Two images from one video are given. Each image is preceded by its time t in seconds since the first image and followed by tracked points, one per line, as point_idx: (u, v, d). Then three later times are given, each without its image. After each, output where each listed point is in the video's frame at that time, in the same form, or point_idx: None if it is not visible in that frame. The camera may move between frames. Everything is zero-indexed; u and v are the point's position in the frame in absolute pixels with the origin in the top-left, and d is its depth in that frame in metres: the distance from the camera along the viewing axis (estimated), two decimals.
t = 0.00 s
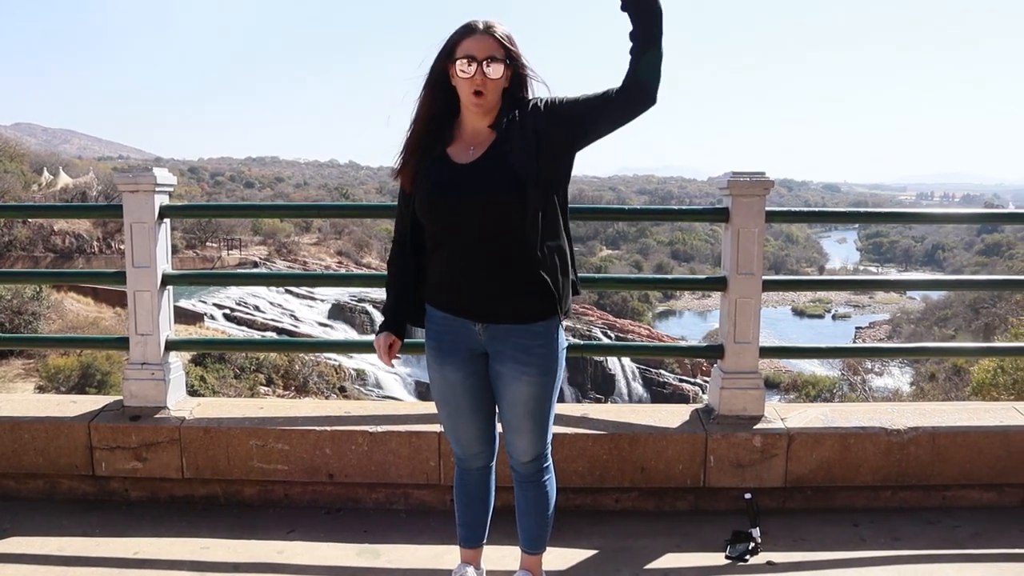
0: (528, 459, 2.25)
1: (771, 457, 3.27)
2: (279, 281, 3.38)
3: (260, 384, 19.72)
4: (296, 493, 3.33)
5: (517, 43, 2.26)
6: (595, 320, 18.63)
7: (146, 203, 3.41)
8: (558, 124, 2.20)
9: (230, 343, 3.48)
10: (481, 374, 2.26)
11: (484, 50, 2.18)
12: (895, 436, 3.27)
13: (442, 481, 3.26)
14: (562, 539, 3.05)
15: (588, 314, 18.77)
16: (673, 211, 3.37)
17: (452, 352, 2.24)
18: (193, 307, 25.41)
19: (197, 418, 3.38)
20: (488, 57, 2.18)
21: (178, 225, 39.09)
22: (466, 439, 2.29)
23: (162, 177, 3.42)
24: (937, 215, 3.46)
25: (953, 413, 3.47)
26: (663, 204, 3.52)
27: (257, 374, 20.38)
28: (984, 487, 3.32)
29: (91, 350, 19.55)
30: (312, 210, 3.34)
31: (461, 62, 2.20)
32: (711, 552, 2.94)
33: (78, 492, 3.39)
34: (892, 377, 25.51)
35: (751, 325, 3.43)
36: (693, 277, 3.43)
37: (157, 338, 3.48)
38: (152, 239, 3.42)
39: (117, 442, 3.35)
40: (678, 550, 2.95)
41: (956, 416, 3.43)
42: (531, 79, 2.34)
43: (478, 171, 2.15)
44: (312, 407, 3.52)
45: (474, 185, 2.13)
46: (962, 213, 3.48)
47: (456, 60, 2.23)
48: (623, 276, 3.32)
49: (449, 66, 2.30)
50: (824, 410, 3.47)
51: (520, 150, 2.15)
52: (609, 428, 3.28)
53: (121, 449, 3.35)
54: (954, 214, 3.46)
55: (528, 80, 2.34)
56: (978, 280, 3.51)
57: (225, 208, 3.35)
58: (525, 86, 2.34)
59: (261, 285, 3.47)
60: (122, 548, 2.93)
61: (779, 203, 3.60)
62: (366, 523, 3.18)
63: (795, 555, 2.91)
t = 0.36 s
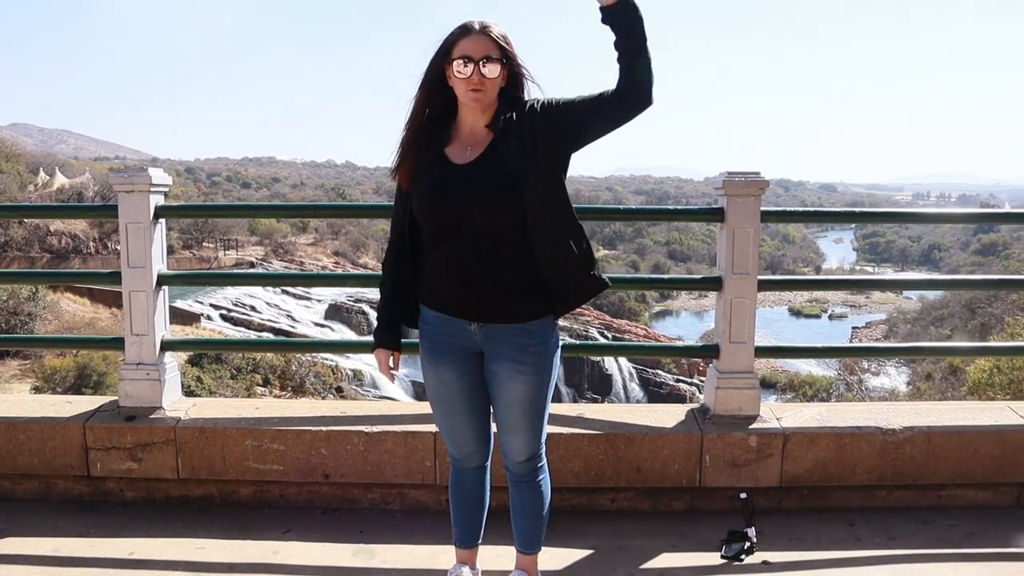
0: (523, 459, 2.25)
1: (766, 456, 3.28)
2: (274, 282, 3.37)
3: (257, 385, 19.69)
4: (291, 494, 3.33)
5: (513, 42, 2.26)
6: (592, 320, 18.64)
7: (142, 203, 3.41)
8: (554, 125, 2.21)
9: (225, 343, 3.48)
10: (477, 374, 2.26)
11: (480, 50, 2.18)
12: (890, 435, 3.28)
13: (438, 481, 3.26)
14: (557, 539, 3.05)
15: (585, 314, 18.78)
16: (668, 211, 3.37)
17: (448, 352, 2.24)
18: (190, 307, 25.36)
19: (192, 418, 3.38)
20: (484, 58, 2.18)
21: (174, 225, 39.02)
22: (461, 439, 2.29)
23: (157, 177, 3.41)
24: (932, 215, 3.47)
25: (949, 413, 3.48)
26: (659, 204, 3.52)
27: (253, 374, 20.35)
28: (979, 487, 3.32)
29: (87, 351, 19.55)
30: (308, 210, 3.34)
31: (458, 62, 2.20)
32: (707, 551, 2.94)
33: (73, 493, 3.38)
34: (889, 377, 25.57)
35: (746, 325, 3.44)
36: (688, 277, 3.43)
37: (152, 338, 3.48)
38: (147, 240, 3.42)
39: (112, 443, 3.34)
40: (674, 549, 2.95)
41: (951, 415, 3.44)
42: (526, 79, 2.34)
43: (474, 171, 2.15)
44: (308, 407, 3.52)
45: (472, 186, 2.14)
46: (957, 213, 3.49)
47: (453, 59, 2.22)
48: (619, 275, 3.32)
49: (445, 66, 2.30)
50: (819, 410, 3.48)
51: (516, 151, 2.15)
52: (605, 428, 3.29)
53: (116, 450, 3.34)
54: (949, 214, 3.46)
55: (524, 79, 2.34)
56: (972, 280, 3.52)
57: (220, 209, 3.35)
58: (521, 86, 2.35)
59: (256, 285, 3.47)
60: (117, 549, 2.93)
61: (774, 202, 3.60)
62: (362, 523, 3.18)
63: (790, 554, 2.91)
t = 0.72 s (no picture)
0: (517, 459, 2.25)
1: (762, 456, 3.28)
2: (271, 282, 3.37)
3: (253, 385, 19.67)
4: (288, 494, 3.33)
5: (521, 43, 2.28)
6: (589, 320, 18.64)
7: (137, 203, 3.40)
8: (554, 130, 2.23)
9: (221, 343, 3.48)
10: (470, 374, 2.27)
11: (486, 49, 2.19)
12: (886, 434, 3.28)
13: (434, 481, 3.26)
14: (554, 539, 3.05)
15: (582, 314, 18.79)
16: (665, 211, 3.37)
17: (441, 353, 2.24)
18: (186, 307, 25.30)
19: (188, 418, 3.38)
20: (489, 56, 2.19)
21: (170, 225, 38.92)
22: (455, 439, 2.29)
23: (153, 177, 3.41)
24: (928, 215, 3.47)
25: (944, 412, 3.48)
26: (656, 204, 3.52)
27: (250, 375, 20.32)
28: (974, 486, 3.33)
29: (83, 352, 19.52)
30: (304, 210, 3.33)
31: (464, 59, 2.20)
32: (703, 551, 2.95)
33: (69, 493, 3.38)
34: (886, 377, 25.58)
35: (742, 325, 3.44)
36: (684, 277, 3.43)
37: (148, 338, 3.47)
38: (143, 240, 3.41)
39: (108, 443, 3.34)
40: (670, 549, 2.96)
41: (946, 414, 3.44)
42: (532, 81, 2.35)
43: (474, 170, 2.15)
44: (304, 407, 3.52)
45: (473, 186, 2.14)
46: (953, 213, 3.49)
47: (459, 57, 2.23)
48: (617, 276, 3.31)
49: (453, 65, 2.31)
50: (815, 409, 3.48)
51: (517, 153, 2.16)
52: (601, 428, 3.29)
53: (112, 450, 3.34)
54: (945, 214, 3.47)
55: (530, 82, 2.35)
56: (969, 279, 3.52)
57: (216, 209, 3.34)
58: (528, 87, 2.36)
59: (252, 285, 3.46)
60: (113, 549, 2.93)
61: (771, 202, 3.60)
62: (358, 523, 3.18)
63: (786, 553, 2.92)
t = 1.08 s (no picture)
0: (515, 459, 2.26)
1: (759, 455, 3.29)
2: (268, 282, 3.37)
3: (251, 385, 19.67)
4: (285, 494, 3.33)
5: (513, 41, 2.26)
6: (587, 320, 18.66)
7: (135, 203, 3.40)
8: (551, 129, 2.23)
9: (219, 343, 3.48)
10: (469, 374, 2.27)
11: (476, 47, 2.19)
12: (883, 433, 3.29)
13: (432, 481, 3.26)
14: (551, 538, 3.05)
15: (581, 314, 18.82)
16: (662, 211, 3.37)
17: (440, 353, 2.24)
18: (184, 307, 25.27)
19: (186, 418, 3.38)
20: (478, 54, 2.18)
21: (167, 225, 38.86)
22: (453, 439, 2.30)
23: (150, 177, 3.41)
24: (925, 215, 3.48)
25: (941, 411, 3.49)
26: (653, 204, 3.52)
27: (248, 375, 20.32)
28: (970, 485, 3.34)
29: (81, 352, 19.52)
30: (302, 211, 3.33)
31: (453, 59, 2.20)
32: (700, 550, 2.95)
33: (66, 494, 3.38)
34: (884, 377, 25.62)
35: (739, 324, 3.45)
36: (681, 277, 3.44)
37: (145, 338, 3.47)
38: (141, 240, 3.41)
39: (105, 443, 3.34)
40: (667, 548, 2.96)
41: (943, 414, 3.45)
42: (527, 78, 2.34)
43: (472, 169, 2.16)
44: (302, 407, 3.52)
45: (471, 185, 2.14)
46: (950, 213, 3.50)
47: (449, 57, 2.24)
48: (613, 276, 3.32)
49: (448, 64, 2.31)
50: (812, 409, 3.49)
51: (514, 153, 2.16)
52: (599, 428, 3.29)
53: (109, 450, 3.34)
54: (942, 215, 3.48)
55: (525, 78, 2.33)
56: (965, 279, 3.53)
57: (213, 209, 3.34)
58: (523, 85, 2.35)
59: (250, 285, 3.46)
60: (111, 549, 2.93)
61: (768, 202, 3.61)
62: (356, 522, 3.18)
63: (783, 553, 2.92)
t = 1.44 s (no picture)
0: (513, 458, 2.26)
1: (757, 455, 3.29)
2: (266, 281, 3.37)
3: (249, 385, 19.67)
4: (284, 494, 3.33)
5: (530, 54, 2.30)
6: (584, 320, 18.67)
7: (133, 203, 3.40)
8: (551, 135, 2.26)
9: (217, 343, 3.48)
10: (469, 373, 2.27)
11: (498, 57, 2.21)
12: (880, 433, 3.30)
13: (430, 480, 3.26)
14: (549, 538, 3.06)
15: (578, 313, 18.84)
16: (659, 210, 3.38)
17: (440, 352, 2.24)
18: (181, 307, 25.27)
19: (184, 418, 3.38)
20: (500, 65, 2.20)
21: (165, 225, 38.84)
22: (452, 438, 2.30)
23: (148, 177, 3.41)
24: (922, 214, 3.48)
25: (938, 411, 3.50)
26: (650, 204, 3.53)
27: (245, 375, 20.31)
28: (967, 484, 3.35)
29: (78, 352, 19.52)
30: (300, 210, 3.33)
31: (475, 64, 2.21)
32: (698, 550, 2.96)
33: (64, 494, 3.38)
34: (881, 376, 25.66)
35: (737, 324, 3.46)
36: (679, 277, 3.45)
37: (143, 338, 3.47)
38: (138, 240, 3.41)
39: (103, 443, 3.34)
40: (665, 548, 2.97)
41: (940, 413, 3.46)
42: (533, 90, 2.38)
43: (474, 169, 2.16)
44: (300, 407, 3.52)
45: (473, 184, 2.14)
46: (947, 213, 3.51)
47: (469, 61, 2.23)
48: (611, 276, 3.31)
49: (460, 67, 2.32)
50: (810, 409, 3.49)
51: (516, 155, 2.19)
52: (597, 427, 3.29)
53: (107, 450, 3.34)
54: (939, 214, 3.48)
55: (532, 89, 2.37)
56: (962, 279, 3.54)
57: (211, 209, 3.34)
58: (530, 93, 2.38)
59: (247, 285, 3.46)
60: (109, 549, 2.93)
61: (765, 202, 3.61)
62: (355, 522, 3.18)
63: (781, 552, 2.93)
